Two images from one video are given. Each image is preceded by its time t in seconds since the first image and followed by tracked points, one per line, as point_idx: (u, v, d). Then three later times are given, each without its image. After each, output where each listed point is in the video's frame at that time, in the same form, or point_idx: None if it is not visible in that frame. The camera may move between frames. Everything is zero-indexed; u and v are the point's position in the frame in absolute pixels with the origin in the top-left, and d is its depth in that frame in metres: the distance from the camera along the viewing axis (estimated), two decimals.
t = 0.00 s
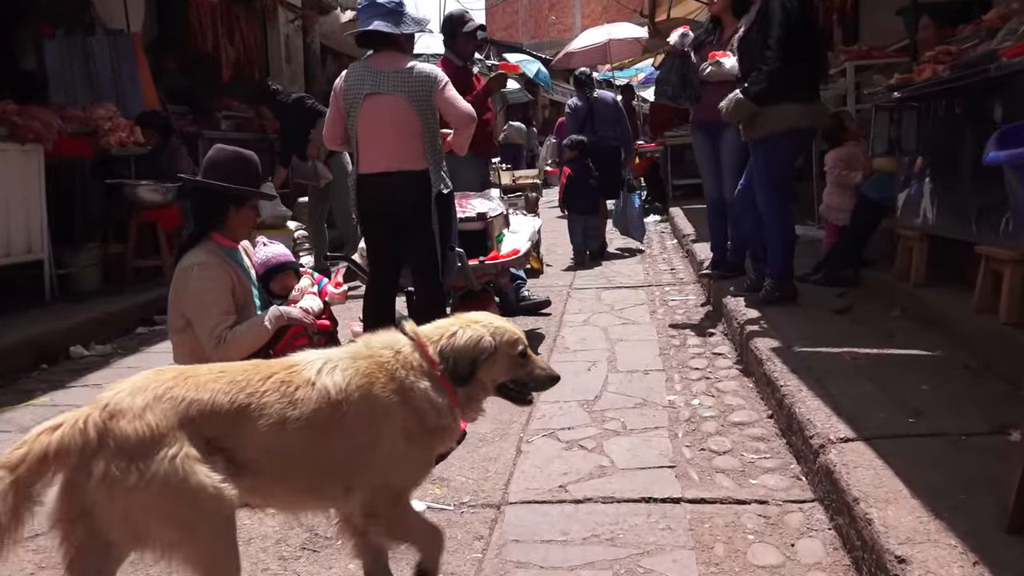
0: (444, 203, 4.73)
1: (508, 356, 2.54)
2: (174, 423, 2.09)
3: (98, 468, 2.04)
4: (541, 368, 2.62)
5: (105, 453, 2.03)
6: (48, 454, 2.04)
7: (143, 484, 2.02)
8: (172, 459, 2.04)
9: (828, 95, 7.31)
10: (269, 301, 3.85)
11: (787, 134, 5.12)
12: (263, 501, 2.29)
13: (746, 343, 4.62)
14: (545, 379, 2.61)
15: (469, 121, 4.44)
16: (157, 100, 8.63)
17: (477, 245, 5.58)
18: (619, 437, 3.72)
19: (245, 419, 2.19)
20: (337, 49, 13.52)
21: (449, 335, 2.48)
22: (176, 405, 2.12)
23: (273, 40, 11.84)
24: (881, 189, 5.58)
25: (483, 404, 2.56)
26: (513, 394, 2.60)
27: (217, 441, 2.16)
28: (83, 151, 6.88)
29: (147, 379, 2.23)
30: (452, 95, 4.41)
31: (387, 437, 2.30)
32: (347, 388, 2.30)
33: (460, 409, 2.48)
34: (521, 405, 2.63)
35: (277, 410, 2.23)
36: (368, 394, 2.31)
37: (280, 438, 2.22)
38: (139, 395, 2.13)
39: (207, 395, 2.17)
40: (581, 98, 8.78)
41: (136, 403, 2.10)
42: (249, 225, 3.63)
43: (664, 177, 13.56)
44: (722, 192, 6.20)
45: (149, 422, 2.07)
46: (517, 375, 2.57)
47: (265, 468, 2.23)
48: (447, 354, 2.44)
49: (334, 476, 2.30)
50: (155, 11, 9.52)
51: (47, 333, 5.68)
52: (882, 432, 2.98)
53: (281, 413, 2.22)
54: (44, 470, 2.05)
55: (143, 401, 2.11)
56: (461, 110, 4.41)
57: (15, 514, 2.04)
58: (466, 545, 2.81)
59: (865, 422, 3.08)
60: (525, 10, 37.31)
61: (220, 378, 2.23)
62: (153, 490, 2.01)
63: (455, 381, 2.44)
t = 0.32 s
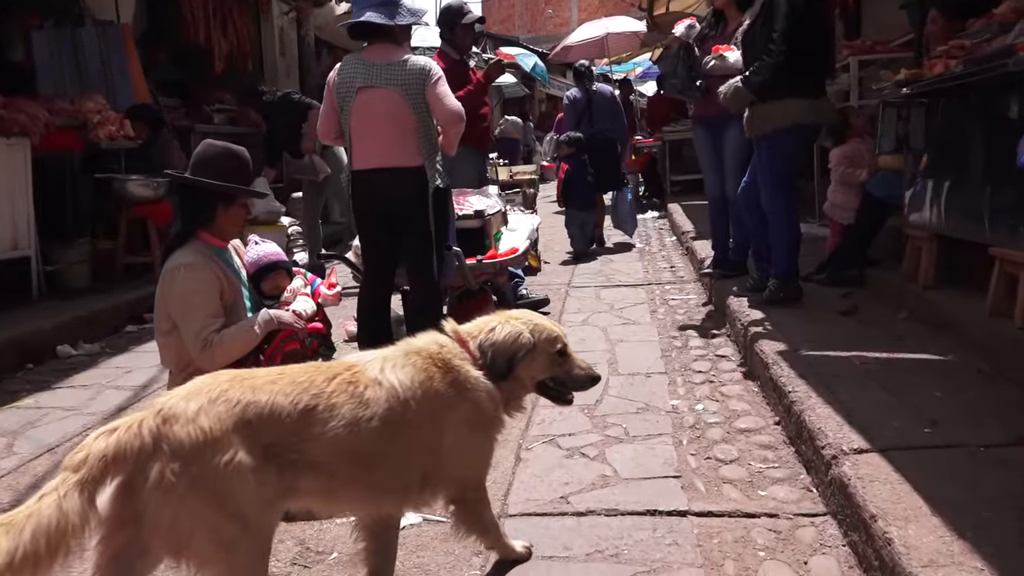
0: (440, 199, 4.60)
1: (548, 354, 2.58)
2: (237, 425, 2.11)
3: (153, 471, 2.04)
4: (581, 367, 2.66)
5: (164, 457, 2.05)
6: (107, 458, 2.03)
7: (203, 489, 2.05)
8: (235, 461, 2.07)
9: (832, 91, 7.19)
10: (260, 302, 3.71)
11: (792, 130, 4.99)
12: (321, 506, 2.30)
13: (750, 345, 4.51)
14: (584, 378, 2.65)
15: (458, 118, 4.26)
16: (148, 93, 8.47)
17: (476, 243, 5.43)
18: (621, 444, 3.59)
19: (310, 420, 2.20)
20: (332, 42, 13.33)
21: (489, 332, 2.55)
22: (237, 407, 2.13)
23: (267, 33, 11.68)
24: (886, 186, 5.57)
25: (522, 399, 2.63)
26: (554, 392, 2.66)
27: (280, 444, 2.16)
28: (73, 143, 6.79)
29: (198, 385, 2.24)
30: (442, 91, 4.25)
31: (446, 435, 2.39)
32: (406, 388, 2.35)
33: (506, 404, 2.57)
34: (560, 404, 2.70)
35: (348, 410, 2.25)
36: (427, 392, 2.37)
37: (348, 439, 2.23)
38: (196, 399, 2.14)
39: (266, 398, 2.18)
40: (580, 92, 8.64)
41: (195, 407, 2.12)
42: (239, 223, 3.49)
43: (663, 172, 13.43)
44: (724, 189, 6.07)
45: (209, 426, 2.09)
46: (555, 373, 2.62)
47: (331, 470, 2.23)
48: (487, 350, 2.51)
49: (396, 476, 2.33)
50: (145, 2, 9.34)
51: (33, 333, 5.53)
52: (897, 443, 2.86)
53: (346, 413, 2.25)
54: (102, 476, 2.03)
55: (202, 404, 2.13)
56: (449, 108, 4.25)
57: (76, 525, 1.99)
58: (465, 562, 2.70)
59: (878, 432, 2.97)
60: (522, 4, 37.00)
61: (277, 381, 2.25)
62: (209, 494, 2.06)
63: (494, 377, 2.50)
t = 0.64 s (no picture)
0: (439, 207, 4.50)
1: (584, 359, 2.50)
2: (311, 427, 2.12)
3: (224, 469, 2.08)
4: (621, 376, 2.56)
5: (238, 457, 2.07)
6: (180, 454, 2.08)
7: (275, 491, 2.08)
8: (305, 464, 2.10)
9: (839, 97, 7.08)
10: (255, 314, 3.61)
11: (800, 138, 4.88)
12: (381, 507, 2.31)
13: (759, 357, 4.40)
14: (623, 389, 2.55)
15: (456, 124, 4.14)
16: (145, 97, 8.37)
17: (477, 252, 5.34)
18: (627, 461, 3.48)
19: (383, 421, 2.21)
20: (332, 45, 13.22)
21: (529, 332, 2.52)
22: (314, 408, 2.14)
23: (267, 36, 11.59)
24: (896, 194, 5.31)
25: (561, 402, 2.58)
26: (589, 397, 2.56)
27: (354, 445, 2.17)
28: (67, 146, 6.63)
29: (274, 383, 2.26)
30: (443, 95, 4.13)
31: (506, 436, 2.41)
32: (469, 388, 2.36)
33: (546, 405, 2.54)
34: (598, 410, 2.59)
35: (424, 408, 2.25)
36: (486, 392, 2.39)
37: (419, 441, 2.23)
38: (272, 399, 2.15)
39: (345, 402, 2.19)
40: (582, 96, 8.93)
41: (272, 406, 2.13)
42: (235, 232, 3.41)
43: (664, 177, 13.34)
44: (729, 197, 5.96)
45: (285, 428, 2.10)
46: (592, 380, 2.53)
47: (398, 473, 2.23)
48: (525, 351, 2.48)
49: (458, 477, 2.33)
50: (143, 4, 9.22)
51: (25, 341, 5.41)
52: (917, 463, 2.76)
53: (417, 415, 2.25)
54: (173, 471, 2.09)
55: (279, 404, 2.14)
56: (449, 113, 4.13)
57: (141, 521, 2.05)
58: None
59: (897, 451, 2.86)
60: (522, 9, 36.92)
61: (354, 381, 2.26)
62: (277, 497, 2.08)
63: (533, 377, 2.48)
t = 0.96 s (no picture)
0: (441, 210, 4.40)
1: (616, 352, 2.55)
2: (374, 439, 2.16)
3: (297, 494, 2.09)
4: (653, 370, 2.59)
5: (310, 480, 2.09)
6: (254, 486, 2.08)
7: (347, 509, 2.11)
8: (372, 478, 2.14)
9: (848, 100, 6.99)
10: (252, 322, 3.55)
11: (810, 141, 4.77)
12: (432, 508, 2.36)
13: (768, 365, 4.30)
14: (656, 384, 2.57)
15: (459, 127, 4.06)
16: (145, 98, 8.28)
17: (479, 257, 5.24)
18: (635, 474, 3.38)
19: (433, 425, 2.27)
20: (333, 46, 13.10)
21: (558, 325, 2.59)
22: (375, 420, 2.18)
23: (269, 37, 11.51)
24: (907, 199, 5.20)
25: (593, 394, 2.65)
26: (622, 391, 2.60)
27: (408, 449, 2.24)
28: (64, 149, 6.53)
29: (324, 399, 2.28)
30: (444, 97, 4.04)
31: (543, 431, 2.50)
32: (505, 384, 2.44)
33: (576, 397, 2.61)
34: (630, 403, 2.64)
35: (463, 405, 2.32)
36: (521, 385, 2.48)
37: (465, 439, 2.29)
38: (332, 415, 2.18)
39: (397, 408, 2.23)
40: (580, 103, 9.08)
41: (335, 424, 2.15)
42: (232, 238, 3.34)
43: (668, 180, 13.25)
44: (736, 202, 5.86)
45: (351, 444, 2.13)
46: (624, 373, 2.58)
47: (452, 473, 2.30)
48: (554, 343, 2.55)
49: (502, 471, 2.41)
50: (143, 5, 9.13)
51: (20, 346, 5.32)
52: (938, 479, 2.66)
53: (461, 413, 2.31)
54: (248, 505, 2.08)
55: (340, 420, 2.16)
56: (451, 116, 4.04)
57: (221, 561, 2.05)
58: None
59: (916, 466, 2.76)
60: (525, 11, 36.81)
61: (401, 386, 2.31)
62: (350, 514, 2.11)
63: (562, 369, 2.54)
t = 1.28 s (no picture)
0: (444, 211, 4.31)
1: (660, 356, 2.62)
2: (431, 429, 2.22)
3: (371, 480, 2.10)
4: (691, 373, 2.68)
5: (381, 467, 2.11)
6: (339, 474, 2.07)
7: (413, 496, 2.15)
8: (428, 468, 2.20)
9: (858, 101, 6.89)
10: (251, 323, 3.48)
11: (820, 141, 4.66)
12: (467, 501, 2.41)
13: (779, 371, 4.19)
14: (693, 385, 2.67)
15: (462, 127, 3.97)
16: (146, 98, 8.20)
17: (483, 258, 5.13)
18: (643, 483, 3.28)
19: (477, 418, 2.32)
20: (336, 46, 13.01)
21: (600, 331, 2.63)
22: (432, 410, 2.24)
23: (271, 37, 11.44)
24: (918, 201, 5.09)
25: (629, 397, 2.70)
26: (660, 394, 2.67)
27: (453, 441, 2.29)
28: (61, 150, 6.41)
29: (372, 388, 2.30)
30: (447, 95, 3.95)
31: (568, 433, 2.55)
32: (538, 381, 2.49)
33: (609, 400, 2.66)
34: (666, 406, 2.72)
35: (497, 403, 2.36)
36: (554, 384, 2.53)
37: (502, 434, 2.35)
38: (393, 403, 2.21)
39: (443, 400, 2.28)
40: (575, 105, 9.35)
41: (397, 412, 2.19)
42: (228, 239, 3.24)
43: (673, 181, 13.15)
44: (744, 203, 5.74)
45: (416, 433, 2.18)
46: (665, 376, 2.66)
47: (492, 466, 2.37)
48: (595, 347, 2.60)
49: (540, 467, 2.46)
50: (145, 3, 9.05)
51: (16, 349, 5.23)
52: (960, 493, 2.55)
53: (498, 407, 2.36)
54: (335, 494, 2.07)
55: (402, 409, 2.20)
56: (454, 115, 3.95)
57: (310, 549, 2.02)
58: None
59: (937, 478, 2.66)
60: (529, 12, 36.67)
61: (445, 380, 2.35)
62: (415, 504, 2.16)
63: (604, 373, 2.58)
